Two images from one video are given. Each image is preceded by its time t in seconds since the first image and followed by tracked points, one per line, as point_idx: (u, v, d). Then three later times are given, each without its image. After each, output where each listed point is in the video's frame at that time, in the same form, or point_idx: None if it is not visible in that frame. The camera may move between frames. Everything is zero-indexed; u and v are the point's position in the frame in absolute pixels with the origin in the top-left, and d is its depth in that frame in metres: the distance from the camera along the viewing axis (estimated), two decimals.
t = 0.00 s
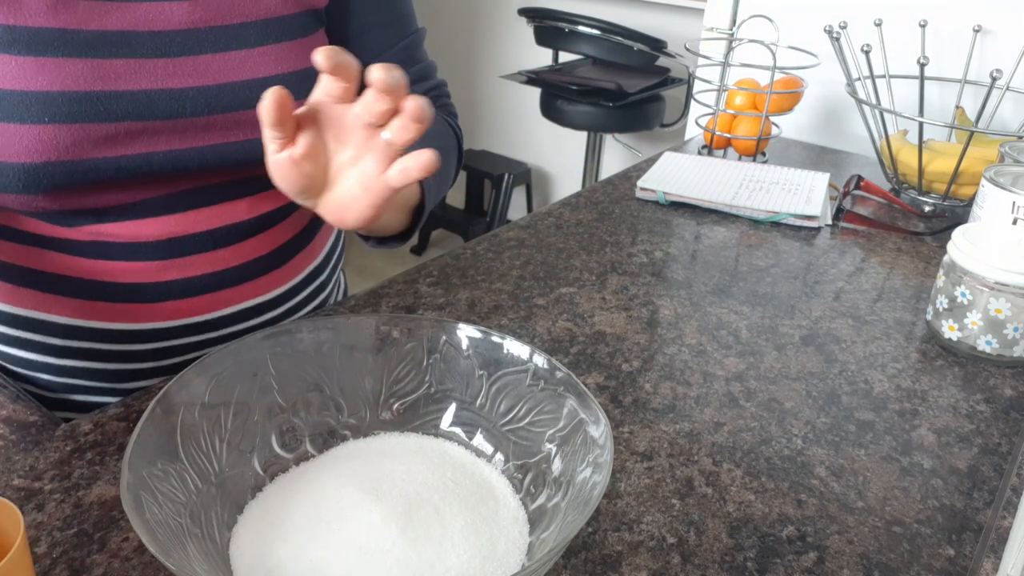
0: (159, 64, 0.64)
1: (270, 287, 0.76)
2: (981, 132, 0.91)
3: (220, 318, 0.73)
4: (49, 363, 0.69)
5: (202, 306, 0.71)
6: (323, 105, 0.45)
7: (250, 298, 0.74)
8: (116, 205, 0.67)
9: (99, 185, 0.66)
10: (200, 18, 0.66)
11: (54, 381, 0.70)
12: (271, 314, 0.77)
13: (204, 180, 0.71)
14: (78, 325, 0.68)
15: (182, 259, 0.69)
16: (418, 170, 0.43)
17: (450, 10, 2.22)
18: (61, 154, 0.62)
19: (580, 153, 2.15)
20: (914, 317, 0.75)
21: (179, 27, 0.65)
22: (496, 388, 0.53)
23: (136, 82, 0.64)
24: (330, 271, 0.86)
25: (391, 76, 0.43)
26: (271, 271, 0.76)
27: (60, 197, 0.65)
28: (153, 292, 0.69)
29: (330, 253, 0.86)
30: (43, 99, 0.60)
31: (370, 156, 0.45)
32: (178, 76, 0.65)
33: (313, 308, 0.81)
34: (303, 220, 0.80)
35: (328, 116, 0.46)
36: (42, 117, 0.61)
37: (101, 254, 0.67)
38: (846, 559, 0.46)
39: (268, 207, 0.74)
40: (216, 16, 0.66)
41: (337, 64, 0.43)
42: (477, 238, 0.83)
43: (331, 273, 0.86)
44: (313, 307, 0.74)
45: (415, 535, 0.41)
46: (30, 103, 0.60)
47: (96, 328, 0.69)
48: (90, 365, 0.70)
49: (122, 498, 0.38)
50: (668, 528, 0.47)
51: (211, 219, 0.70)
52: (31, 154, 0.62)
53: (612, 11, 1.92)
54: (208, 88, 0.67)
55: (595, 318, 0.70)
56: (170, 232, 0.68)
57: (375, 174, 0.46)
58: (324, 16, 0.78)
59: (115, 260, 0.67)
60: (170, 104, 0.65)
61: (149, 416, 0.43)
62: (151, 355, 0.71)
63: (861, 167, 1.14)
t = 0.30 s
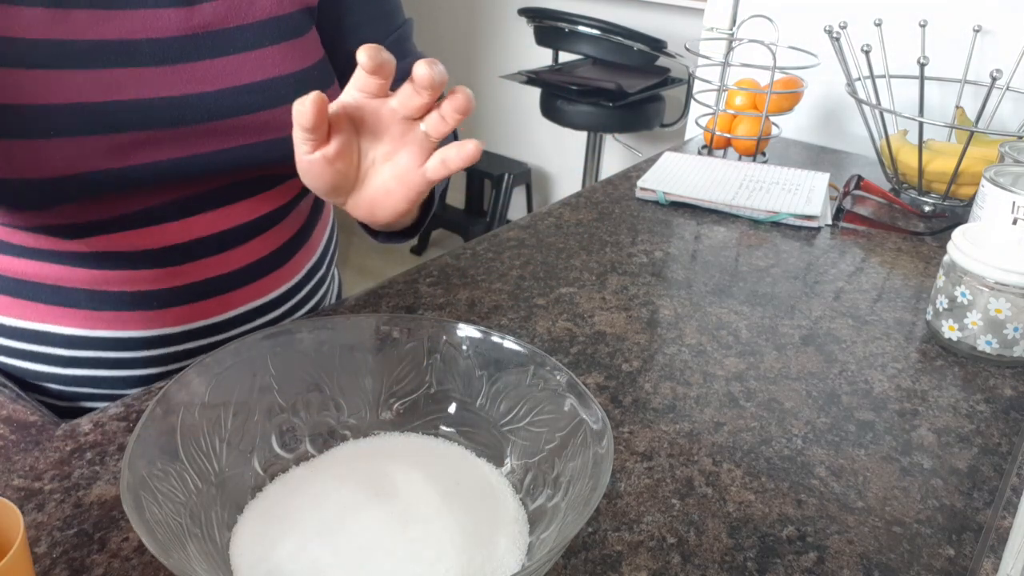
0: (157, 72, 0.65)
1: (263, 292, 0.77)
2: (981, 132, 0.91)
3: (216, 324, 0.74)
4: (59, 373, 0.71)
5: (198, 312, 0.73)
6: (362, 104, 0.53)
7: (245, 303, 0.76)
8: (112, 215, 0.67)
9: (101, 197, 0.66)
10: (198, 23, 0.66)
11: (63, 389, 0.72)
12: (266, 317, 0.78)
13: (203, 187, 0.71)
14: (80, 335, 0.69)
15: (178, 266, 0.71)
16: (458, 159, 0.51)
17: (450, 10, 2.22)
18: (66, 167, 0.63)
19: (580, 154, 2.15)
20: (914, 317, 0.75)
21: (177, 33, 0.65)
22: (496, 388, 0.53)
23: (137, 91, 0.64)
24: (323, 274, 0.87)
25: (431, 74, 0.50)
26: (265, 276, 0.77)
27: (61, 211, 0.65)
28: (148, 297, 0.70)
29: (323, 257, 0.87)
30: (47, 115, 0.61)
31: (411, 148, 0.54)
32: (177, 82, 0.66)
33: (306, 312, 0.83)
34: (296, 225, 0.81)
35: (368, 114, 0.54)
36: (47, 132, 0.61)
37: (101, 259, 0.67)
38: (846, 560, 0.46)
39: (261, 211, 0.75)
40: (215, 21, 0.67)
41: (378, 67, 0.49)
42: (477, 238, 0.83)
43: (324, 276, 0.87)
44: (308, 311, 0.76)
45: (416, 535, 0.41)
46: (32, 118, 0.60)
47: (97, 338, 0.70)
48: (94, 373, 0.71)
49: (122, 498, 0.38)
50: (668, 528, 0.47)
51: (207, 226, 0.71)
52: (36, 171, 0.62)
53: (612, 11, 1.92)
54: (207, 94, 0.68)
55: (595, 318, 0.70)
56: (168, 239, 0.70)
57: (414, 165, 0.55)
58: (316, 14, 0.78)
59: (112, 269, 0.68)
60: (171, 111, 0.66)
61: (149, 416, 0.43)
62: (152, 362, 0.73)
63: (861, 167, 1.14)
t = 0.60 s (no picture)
0: (156, 75, 0.65)
1: (261, 292, 0.77)
2: (981, 132, 0.91)
3: (217, 326, 0.74)
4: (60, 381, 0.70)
5: (201, 315, 0.73)
6: (385, 106, 0.56)
7: (244, 305, 0.76)
8: (112, 225, 0.66)
9: (105, 205, 0.65)
10: (196, 23, 0.67)
11: (66, 396, 0.71)
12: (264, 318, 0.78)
13: (201, 190, 0.71)
14: (81, 342, 0.69)
15: (178, 269, 0.71)
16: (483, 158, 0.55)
17: (450, 11, 2.22)
18: (68, 177, 0.62)
19: (580, 154, 2.15)
20: (914, 317, 0.75)
21: (176, 34, 0.66)
22: (495, 388, 0.53)
23: (138, 94, 0.64)
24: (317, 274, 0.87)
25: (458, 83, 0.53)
26: (262, 277, 0.77)
27: (63, 222, 0.62)
28: (149, 301, 0.70)
29: (316, 257, 0.87)
30: (50, 123, 0.60)
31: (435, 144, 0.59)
32: (174, 84, 0.66)
33: (302, 311, 0.83)
34: (289, 226, 0.82)
35: (393, 115, 0.57)
36: (53, 140, 0.60)
37: (100, 263, 0.67)
38: (846, 560, 0.46)
39: (259, 211, 0.76)
40: (207, 23, 0.68)
41: (408, 76, 0.52)
42: (477, 237, 0.83)
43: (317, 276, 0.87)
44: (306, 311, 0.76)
45: (415, 535, 0.42)
46: (34, 126, 0.59)
47: (99, 344, 0.69)
48: (96, 379, 0.71)
49: (123, 499, 0.38)
50: (667, 528, 0.47)
51: (206, 230, 0.72)
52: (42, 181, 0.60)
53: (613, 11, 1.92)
54: (203, 96, 0.68)
55: (595, 318, 0.70)
56: (167, 244, 0.70)
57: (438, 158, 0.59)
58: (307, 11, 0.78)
59: (112, 275, 0.68)
60: (172, 113, 0.66)
61: (149, 417, 0.43)
62: (154, 365, 0.72)
63: (861, 167, 1.14)
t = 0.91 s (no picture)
0: (152, 77, 0.65)
1: (261, 292, 0.77)
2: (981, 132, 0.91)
3: (218, 325, 0.74)
4: (63, 382, 0.70)
5: (201, 315, 0.73)
6: (384, 103, 0.57)
7: (243, 304, 0.76)
8: (109, 225, 0.66)
9: (105, 207, 0.65)
10: (192, 24, 0.67)
11: (67, 396, 0.71)
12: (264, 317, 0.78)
13: (200, 191, 0.71)
14: (82, 343, 0.68)
15: (178, 270, 0.71)
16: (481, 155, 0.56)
17: (450, 10, 2.22)
18: (68, 179, 0.61)
19: (580, 153, 2.15)
20: (914, 317, 0.75)
21: (173, 35, 0.66)
22: (495, 388, 0.53)
23: (137, 95, 0.64)
24: (315, 273, 0.87)
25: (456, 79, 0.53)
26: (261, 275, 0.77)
27: (60, 225, 0.62)
28: (149, 302, 0.70)
29: (314, 255, 0.87)
30: (50, 125, 0.60)
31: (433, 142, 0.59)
32: (173, 85, 0.66)
33: (300, 311, 0.83)
34: (287, 225, 0.81)
35: (391, 112, 0.57)
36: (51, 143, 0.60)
37: (99, 265, 0.67)
38: (847, 560, 0.46)
39: (256, 210, 0.76)
40: (204, 23, 0.68)
41: (406, 72, 0.52)
42: (477, 237, 0.83)
43: (316, 275, 0.87)
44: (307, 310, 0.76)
45: (415, 535, 0.42)
46: (34, 129, 0.59)
47: (98, 345, 0.69)
48: (99, 380, 0.71)
49: (123, 499, 0.38)
50: (668, 528, 0.47)
51: (203, 230, 0.72)
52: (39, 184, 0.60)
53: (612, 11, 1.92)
54: (200, 97, 0.68)
55: (595, 318, 0.70)
56: (167, 246, 0.70)
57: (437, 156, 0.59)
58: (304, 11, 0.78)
59: (112, 276, 0.68)
60: (171, 114, 0.66)
61: (150, 416, 0.43)
62: (154, 365, 0.72)
63: (861, 167, 1.14)
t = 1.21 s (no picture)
0: (152, 78, 0.65)
1: (261, 291, 0.77)
2: (981, 132, 0.91)
3: (218, 325, 0.75)
4: (64, 383, 0.70)
5: (201, 315, 0.73)
6: (384, 103, 0.57)
7: (244, 304, 0.76)
8: (110, 225, 0.66)
9: (106, 208, 0.65)
10: (191, 26, 0.67)
11: (67, 396, 0.71)
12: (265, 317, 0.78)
13: (201, 191, 0.71)
14: (81, 343, 0.68)
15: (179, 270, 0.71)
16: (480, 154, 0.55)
17: (450, 10, 2.22)
18: (68, 180, 0.61)
19: (580, 153, 2.15)
20: (914, 317, 0.75)
21: (171, 37, 0.66)
22: (495, 388, 0.53)
23: (135, 96, 0.64)
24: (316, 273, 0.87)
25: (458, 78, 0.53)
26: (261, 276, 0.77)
27: (62, 226, 0.63)
28: (149, 302, 0.70)
29: (314, 255, 0.87)
30: (50, 125, 0.60)
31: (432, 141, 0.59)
32: (172, 85, 0.66)
33: (301, 310, 0.83)
34: (287, 225, 0.82)
35: (391, 113, 0.57)
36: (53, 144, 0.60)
37: (99, 266, 0.67)
38: (846, 560, 0.46)
39: (256, 210, 0.76)
40: (203, 25, 0.68)
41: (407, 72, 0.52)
42: (477, 237, 0.83)
43: (315, 275, 0.87)
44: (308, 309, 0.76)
45: (416, 536, 0.41)
46: (32, 131, 0.59)
47: (98, 345, 0.69)
48: (100, 380, 0.70)
49: (123, 500, 0.38)
50: (668, 528, 0.47)
51: (203, 231, 0.72)
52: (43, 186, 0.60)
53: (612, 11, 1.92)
54: (200, 99, 0.68)
55: (595, 318, 0.70)
56: (167, 247, 0.70)
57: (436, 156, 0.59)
58: (303, 11, 0.78)
59: (112, 276, 0.68)
60: (169, 115, 0.66)
61: (150, 416, 0.43)
62: (154, 365, 0.72)
63: (860, 167, 1.14)
